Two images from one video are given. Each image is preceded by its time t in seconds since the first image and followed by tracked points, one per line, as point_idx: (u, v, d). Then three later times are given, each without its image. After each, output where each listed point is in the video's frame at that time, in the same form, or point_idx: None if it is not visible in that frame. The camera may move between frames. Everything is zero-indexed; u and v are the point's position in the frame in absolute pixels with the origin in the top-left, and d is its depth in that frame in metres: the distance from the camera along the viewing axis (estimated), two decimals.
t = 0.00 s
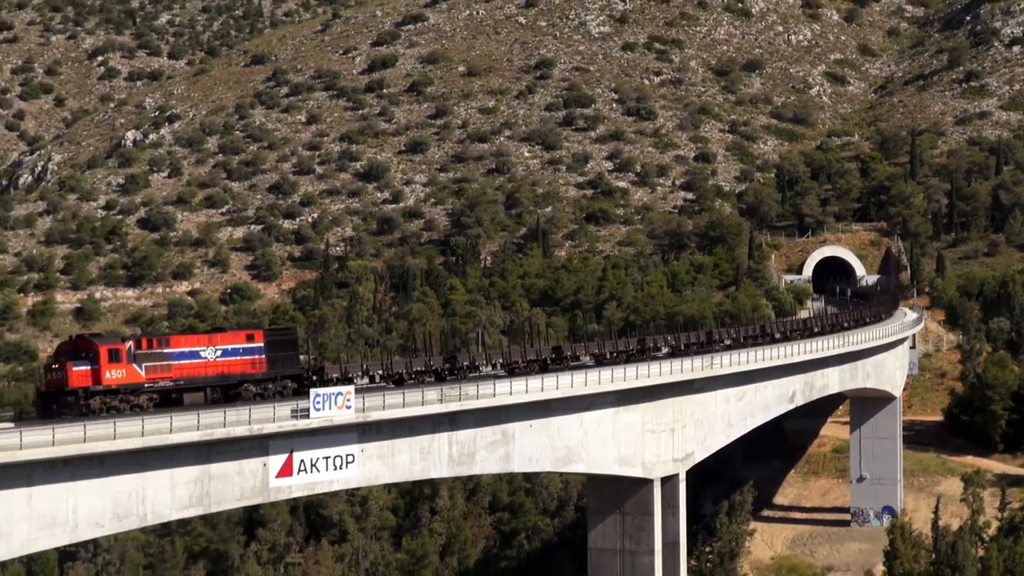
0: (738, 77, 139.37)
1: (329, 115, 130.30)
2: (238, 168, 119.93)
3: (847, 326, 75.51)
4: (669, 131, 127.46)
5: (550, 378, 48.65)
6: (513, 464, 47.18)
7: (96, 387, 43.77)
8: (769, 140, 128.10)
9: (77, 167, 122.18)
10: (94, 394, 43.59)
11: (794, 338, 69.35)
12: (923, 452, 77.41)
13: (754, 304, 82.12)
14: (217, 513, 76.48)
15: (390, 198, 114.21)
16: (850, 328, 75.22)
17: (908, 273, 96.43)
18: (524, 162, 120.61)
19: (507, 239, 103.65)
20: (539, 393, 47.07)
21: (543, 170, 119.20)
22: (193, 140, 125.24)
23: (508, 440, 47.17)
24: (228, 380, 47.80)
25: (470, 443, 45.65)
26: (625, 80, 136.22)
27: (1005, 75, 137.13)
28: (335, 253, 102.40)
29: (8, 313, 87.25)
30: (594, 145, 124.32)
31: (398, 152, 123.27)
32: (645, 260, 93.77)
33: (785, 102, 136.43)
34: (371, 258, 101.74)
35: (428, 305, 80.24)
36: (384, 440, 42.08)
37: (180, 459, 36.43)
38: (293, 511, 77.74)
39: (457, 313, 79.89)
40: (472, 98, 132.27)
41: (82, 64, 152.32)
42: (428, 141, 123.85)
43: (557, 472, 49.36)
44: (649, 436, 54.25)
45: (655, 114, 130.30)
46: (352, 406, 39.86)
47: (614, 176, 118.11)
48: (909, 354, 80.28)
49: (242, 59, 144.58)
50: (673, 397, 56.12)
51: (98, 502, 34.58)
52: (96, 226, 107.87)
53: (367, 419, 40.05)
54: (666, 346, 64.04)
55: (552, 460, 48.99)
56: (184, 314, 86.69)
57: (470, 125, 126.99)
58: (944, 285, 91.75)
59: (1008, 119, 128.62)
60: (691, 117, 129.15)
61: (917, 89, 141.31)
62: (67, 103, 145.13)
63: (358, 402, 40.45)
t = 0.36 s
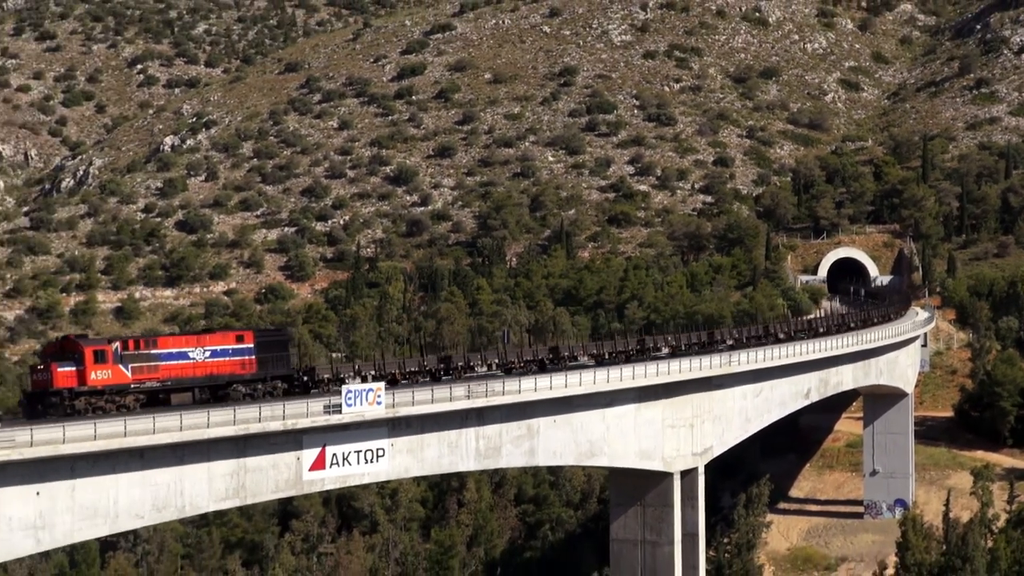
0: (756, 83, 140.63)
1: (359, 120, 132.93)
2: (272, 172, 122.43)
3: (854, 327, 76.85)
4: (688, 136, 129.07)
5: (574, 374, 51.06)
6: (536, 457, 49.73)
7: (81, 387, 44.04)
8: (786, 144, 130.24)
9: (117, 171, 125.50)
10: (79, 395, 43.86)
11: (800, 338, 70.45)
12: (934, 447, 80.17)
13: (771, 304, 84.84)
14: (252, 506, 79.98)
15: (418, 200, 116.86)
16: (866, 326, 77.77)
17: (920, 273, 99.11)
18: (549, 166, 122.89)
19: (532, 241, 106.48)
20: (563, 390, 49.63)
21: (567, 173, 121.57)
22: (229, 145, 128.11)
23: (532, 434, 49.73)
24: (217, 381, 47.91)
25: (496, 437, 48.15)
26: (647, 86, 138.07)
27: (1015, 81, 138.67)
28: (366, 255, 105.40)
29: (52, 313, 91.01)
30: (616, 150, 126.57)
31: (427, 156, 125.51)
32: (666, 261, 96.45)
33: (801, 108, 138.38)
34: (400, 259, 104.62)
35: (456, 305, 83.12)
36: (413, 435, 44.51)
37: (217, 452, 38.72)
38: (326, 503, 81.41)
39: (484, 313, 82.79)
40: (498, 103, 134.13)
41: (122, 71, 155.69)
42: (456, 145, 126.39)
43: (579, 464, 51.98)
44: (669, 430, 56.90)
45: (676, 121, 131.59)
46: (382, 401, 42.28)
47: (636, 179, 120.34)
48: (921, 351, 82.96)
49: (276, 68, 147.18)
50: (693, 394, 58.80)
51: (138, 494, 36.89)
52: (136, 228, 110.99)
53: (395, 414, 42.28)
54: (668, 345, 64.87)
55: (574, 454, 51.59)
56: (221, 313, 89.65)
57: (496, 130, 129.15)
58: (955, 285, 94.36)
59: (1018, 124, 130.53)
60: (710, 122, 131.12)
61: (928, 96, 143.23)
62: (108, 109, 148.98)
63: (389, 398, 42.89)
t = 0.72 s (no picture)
0: (773, 90, 143.95)
1: (389, 127, 135.50)
2: (305, 177, 125.46)
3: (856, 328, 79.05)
4: (708, 141, 131.47)
5: (597, 370, 53.72)
6: (560, 451, 52.29)
7: (66, 388, 44.97)
8: (801, 149, 132.76)
9: (156, 176, 128.62)
10: (65, 395, 44.84)
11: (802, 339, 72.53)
12: (945, 441, 82.91)
13: (787, 303, 87.65)
14: (286, 498, 83.33)
15: (446, 204, 119.56)
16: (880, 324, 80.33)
17: (932, 274, 101.90)
18: (572, 171, 125.60)
19: (556, 242, 109.42)
20: (588, 385, 52.32)
21: (590, 177, 124.27)
22: (264, 150, 130.96)
23: (557, 429, 52.25)
24: (205, 381, 49.18)
25: (521, 432, 50.62)
26: (667, 94, 140.51)
27: None
28: (395, 256, 108.39)
29: (93, 311, 93.12)
30: (637, 155, 128.76)
31: (455, 161, 127.98)
32: (685, 261, 99.22)
33: (815, 113, 140.88)
34: (428, 260, 107.60)
35: (483, 304, 86.07)
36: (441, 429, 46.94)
37: (252, 448, 40.76)
38: (358, 496, 84.64)
39: (510, 311, 85.76)
40: (523, 110, 136.96)
41: (161, 80, 159.27)
42: (483, 150, 129.00)
43: (602, 459, 54.53)
44: (689, 425, 59.58)
45: (696, 127, 133.88)
46: (412, 396, 44.38)
47: (656, 183, 122.97)
48: (932, 349, 85.74)
49: (309, 76, 150.21)
50: (711, 390, 61.46)
51: (177, 487, 38.84)
52: (175, 230, 113.90)
53: (425, 409, 44.49)
54: (667, 346, 66.78)
55: (597, 448, 54.15)
56: (256, 312, 92.67)
57: (521, 136, 132.06)
58: (965, 285, 97.11)
59: None
60: (728, 128, 133.70)
61: (940, 101, 145.67)
62: (147, 116, 152.32)
63: (418, 395, 45.26)
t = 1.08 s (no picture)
0: (791, 96, 146.11)
1: (422, 132, 138.39)
2: (340, 180, 128.63)
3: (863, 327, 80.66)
4: (729, 146, 134.17)
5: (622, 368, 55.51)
6: (587, 445, 54.52)
7: (52, 389, 42.14)
8: (819, 153, 135.39)
9: (196, 179, 132.36)
10: (51, 396, 42.03)
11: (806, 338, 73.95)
12: (959, 437, 85.64)
13: (806, 302, 90.40)
14: (321, 490, 86.61)
15: (476, 205, 122.46)
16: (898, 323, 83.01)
17: (946, 274, 104.60)
18: (598, 174, 128.34)
19: (583, 243, 112.40)
20: (612, 382, 54.47)
21: (615, 180, 127.09)
22: (300, 155, 134.37)
23: (583, 424, 54.40)
24: (196, 382, 46.59)
25: (548, 427, 52.14)
26: (689, 100, 143.16)
27: None
28: (426, 257, 111.43)
29: (136, 310, 96.35)
30: (660, 159, 131.32)
31: (484, 165, 130.88)
32: (707, 262, 102.08)
33: (833, 119, 143.46)
34: (459, 261, 110.61)
35: (512, 304, 89.14)
36: (472, 424, 48.12)
37: (290, 441, 41.03)
38: (390, 488, 88.09)
39: (537, 311, 88.84)
40: (550, 115, 139.63)
41: (202, 87, 162.27)
42: (511, 154, 131.87)
43: (626, 453, 56.90)
44: (710, 421, 62.32)
45: (717, 131, 136.69)
46: (442, 392, 45.13)
47: (679, 185, 125.72)
48: (946, 347, 88.50)
49: (344, 82, 153.31)
50: (731, 387, 64.16)
51: (215, 479, 38.76)
52: (214, 232, 117.13)
53: (455, 404, 45.46)
54: (669, 345, 67.66)
55: (622, 443, 56.51)
56: (293, 310, 95.90)
57: (549, 140, 134.84)
58: (978, 285, 99.80)
59: None
60: (748, 132, 136.34)
61: (954, 107, 147.90)
62: (188, 122, 154.70)
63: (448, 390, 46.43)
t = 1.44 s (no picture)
0: (805, 103, 148.78)
1: (447, 137, 141.20)
2: (368, 184, 131.50)
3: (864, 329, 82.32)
4: (744, 151, 136.85)
5: (640, 366, 58.22)
6: (606, 440, 57.17)
7: (32, 389, 43.77)
8: (832, 158, 138.03)
9: (230, 184, 135.64)
10: (30, 397, 43.68)
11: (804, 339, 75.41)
12: (968, 432, 88.37)
13: (819, 302, 93.21)
14: (350, 483, 89.77)
15: (498, 208, 125.54)
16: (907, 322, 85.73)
17: (955, 275, 107.32)
18: (617, 178, 131.17)
19: (602, 245, 115.34)
20: (631, 379, 57.09)
21: (634, 183, 129.96)
22: (330, 160, 137.51)
23: (603, 419, 57.05)
24: (178, 384, 48.13)
25: (569, 423, 55.14)
26: (706, 106, 145.84)
27: None
28: (451, 258, 114.58)
29: (172, 310, 99.68)
30: (678, 163, 134.01)
31: (506, 170, 133.88)
32: (723, 263, 104.95)
33: (844, 125, 146.10)
34: (482, 262, 113.64)
35: (534, 303, 92.18)
36: (495, 419, 51.15)
37: (319, 437, 44.34)
38: (416, 482, 91.21)
39: (558, 309, 91.86)
40: (570, 122, 142.51)
41: (235, 94, 164.42)
42: (532, 159, 134.84)
43: (645, 448, 59.56)
44: (726, 417, 65.17)
45: (732, 137, 139.29)
46: (466, 389, 48.39)
47: (696, 189, 128.51)
48: (955, 345, 91.24)
49: (372, 90, 156.43)
50: (746, 384, 66.92)
51: (248, 474, 42.16)
52: (247, 234, 120.09)
53: (479, 401, 48.60)
54: (666, 347, 69.35)
55: (641, 438, 59.18)
56: (323, 309, 98.96)
57: (569, 146, 137.68)
58: (986, 285, 102.55)
59: None
60: (763, 138, 138.98)
61: (963, 112, 150.22)
62: (222, 128, 157.36)
63: (473, 386, 49.56)
